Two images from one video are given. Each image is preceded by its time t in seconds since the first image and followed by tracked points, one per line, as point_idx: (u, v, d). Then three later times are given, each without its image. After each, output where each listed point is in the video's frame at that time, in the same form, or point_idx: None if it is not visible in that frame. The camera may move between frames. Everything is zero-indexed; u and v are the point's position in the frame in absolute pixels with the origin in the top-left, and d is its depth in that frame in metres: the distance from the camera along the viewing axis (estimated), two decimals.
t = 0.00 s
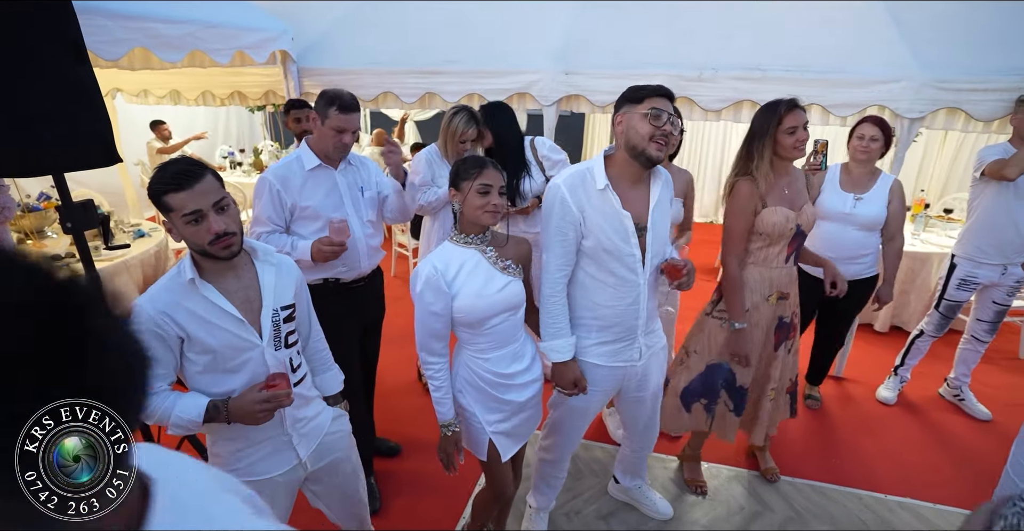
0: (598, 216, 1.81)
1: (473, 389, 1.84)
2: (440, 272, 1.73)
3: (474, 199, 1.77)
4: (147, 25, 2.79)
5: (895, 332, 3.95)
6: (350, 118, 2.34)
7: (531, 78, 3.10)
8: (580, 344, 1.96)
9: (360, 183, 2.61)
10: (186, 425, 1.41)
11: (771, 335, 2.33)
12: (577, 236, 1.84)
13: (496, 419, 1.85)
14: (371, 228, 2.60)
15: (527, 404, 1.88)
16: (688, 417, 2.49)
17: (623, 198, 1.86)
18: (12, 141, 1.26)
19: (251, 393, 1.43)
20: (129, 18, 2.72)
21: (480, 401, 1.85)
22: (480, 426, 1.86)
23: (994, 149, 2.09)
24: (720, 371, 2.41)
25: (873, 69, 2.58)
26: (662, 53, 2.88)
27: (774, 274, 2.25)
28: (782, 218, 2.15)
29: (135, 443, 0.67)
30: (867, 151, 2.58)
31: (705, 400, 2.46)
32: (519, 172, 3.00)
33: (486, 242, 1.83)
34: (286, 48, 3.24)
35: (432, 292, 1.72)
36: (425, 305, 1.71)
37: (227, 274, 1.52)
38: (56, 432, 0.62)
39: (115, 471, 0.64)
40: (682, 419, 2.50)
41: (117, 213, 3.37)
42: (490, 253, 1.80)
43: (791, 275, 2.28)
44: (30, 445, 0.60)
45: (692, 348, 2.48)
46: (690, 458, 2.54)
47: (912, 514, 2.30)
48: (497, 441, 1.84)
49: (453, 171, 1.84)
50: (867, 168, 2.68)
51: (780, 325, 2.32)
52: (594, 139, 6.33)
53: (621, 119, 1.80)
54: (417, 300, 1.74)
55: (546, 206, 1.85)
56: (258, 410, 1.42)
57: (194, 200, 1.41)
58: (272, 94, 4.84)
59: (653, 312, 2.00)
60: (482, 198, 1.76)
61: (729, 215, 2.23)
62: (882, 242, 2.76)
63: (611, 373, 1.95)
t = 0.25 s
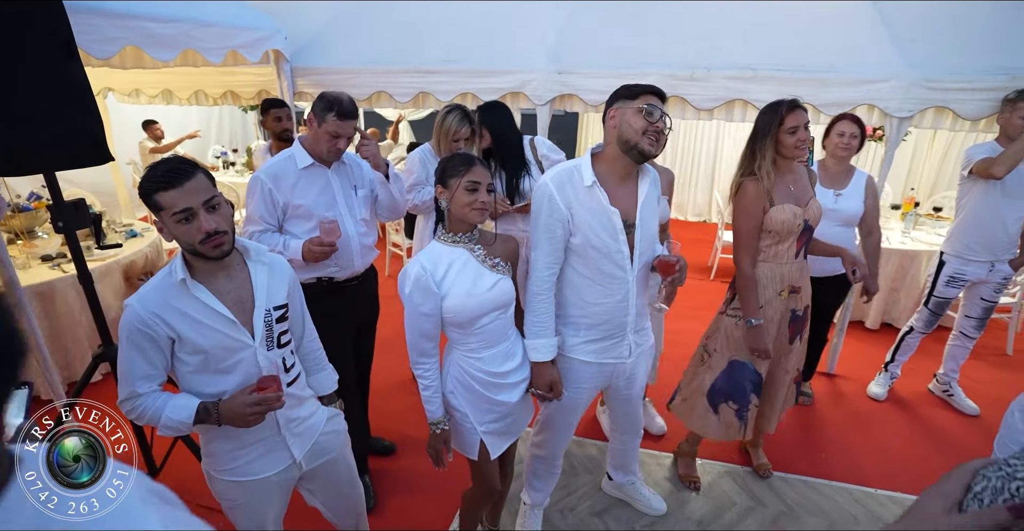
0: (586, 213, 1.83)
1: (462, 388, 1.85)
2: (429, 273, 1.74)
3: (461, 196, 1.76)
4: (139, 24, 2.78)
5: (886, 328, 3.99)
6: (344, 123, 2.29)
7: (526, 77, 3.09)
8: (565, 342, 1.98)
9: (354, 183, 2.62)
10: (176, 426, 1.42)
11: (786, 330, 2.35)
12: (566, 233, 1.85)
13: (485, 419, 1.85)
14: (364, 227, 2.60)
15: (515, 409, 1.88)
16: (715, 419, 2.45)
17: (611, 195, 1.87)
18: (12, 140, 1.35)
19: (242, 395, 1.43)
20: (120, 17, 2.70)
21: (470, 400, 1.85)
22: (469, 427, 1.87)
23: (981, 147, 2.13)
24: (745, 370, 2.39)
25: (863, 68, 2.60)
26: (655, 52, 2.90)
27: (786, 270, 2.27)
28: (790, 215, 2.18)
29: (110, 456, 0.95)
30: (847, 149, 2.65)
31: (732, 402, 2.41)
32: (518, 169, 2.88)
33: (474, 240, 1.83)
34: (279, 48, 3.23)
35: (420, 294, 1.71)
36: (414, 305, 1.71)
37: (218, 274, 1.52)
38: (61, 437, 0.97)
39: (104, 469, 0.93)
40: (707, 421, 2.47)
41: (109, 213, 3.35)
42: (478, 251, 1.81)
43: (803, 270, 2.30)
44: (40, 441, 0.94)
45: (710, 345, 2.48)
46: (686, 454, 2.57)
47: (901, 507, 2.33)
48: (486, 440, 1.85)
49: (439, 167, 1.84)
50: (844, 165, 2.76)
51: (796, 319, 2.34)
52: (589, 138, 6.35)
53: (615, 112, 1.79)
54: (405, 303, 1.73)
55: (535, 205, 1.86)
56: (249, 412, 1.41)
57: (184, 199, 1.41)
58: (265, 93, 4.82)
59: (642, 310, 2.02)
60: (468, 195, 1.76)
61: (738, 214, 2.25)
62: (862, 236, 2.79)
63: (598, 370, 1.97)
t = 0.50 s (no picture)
0: (574, 212, 1.84)
1: (448, 388, 1.83)
2: (427, 272, 1.74)
3: (448, 199, 1.78)
4: (126, 23, 2.75)
5: (874, 325, 4.03)
6: (334, 117, 2.31)
7: (514, 77, 3.05)
8: (553, 341, 1.99)
9: (345, 182, 2.62)
10: (163, 430, 1.42)
11: (778, 324, 2.38)
12: (554, 232, 1.86)
13: (468, 421, 1.86)
14: (355, 226, 2.60)
15: (497, 411, 1.89)
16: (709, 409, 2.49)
17: (599, 194, 1.88)
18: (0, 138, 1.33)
19: (228, 400, 1.42)
20: (106, 16, 2.68)
21: (455, 402, 1.84)
22: (450, 426, 1.86)
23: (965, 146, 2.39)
24: (736, 363, 2.41)
25: (850, 67, 2.63)
26: (645, 53, 2.91)
27: (775, 265, 2.30)
28: (776, 211, 2.21)
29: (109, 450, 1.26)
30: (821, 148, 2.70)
31: (724, 391, 2.46)
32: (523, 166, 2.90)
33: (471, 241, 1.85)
34: (268, 48, 3.22)
35: (416, 291, 1.71)
36: (408, 305, 1.72)
37: (211, 277, 1.52)
38: (62, 437, 1.20)
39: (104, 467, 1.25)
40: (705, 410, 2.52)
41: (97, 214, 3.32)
42: (475, 251, 1.83)
43: (797, 265, 2.32)
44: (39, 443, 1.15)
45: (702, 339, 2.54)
46: (685, 447, 2.58)
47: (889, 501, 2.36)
48: (464, 443, 1.87)
49: (423, 174, 1.85)
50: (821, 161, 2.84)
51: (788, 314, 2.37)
52: (580, 138, 6.36)
53: (601, 113, 1.80)
54: (400, 300, 1.73)
55: (523, 203, 1.87)
56: (234, 418, 1.41)
57: (177, 201, 1.41)
58: (255, 93, 4.80)
59: (630, 309, 2.04)
60: (455, 198, 1.77)
61: (727, 210, 2.30)
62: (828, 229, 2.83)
63: (587, 369, 1.98)
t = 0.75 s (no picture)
0: (565, 218, 1.85)
1: (443, 395, 1.82)
2: (434, 275, 1.73)
3: (445, 211, 1.80)
4: (113, 25, 2.73)
5: (863, 323, 4.08)
6: (321, 114, 2.30)
7: (506, 78, 3.05)
8: (548, 344, 1.98)
9: (337, 184, 2.61)
10: (152, 438, 1.39)
11: (760, 326, 2.40)
12: (546, 238, 1.87)
13: (463, 424, 1.85)
14: (348, 228, 2.59)
15: (489, 415, 1.89)
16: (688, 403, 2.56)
17: (589, 200, 1.89)
18: None
19: (220, 407, 1.42)
20: (93, 18, 2.66)
21: (451, 408, 1.83)
22: (446, 432, 1.85)
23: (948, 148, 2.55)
24: (715, 361, 2.46)
25: (837, 68, 2.65)
26: (636, 54, 2.92)
27: (758, 267, 2.33)
28: (760, 213, 2.24)
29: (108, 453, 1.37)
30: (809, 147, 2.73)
31: (704, 388, 2.51)
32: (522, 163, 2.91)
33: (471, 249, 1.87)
34: (259, 49, 3.19)
35: (424, 295, 1.71)
36: (417, 307, 1.70)
37: (201, 283, 1.51)
38: (63, 438, 1.30)
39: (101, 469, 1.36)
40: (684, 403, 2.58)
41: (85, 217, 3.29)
42: (474, 257, 1.84)
43: (782, 269, 2.33)
44: (36, 444, 1.24)
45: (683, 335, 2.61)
46: (676, 447, 2.59)
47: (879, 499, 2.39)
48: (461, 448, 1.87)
49: (420, 184, 1.86)
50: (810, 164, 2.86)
51: (771, 317, 2.39)
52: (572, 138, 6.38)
53: (593, 119, 1.81)
54: (407, 303, 1.71)
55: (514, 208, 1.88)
56: (226, 425, 1.41)
57: (169, 208, 1.40)
58: (245, 94, 4.77)
59: (623, 312, 2.05)
60: (451, 209, 1.78)
61: (714, 208, 2.35)
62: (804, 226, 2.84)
63: (579, 373, 1.98)
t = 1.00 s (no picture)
0: (562, 216, 1.84)
1: (451, 396, 1.81)
2: (446, 268, 1.73)
3: (450, 206, 1.78)
4: (106, 24, 2.72)
5: (859, 322, 4.09)
6: (308, 110, 2.31)
7: (502, 78, 3.06)
8: (546, 342, 1.98)
9: (331, 184, 2.60)
10: (148, 444, 1.38)
11: (740, 326, 2.42)
12: (544, 236, 1.87)
13: (469, 422, 1.86)
14: (343, 229, 2.59)
15: (494, 410, 1.91)
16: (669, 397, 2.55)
17: (587, 197, 1.89)
18: None
19: (217, 410, 1.42)
20: (86, 17, 2.65)
21: (459, 406, 1.83)
22: (455, 432, 1.85)
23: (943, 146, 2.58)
24: (695, 357, 2.46)
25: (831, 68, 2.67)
26: (632, 54, 2.92)
27: (741, 266, 2.35)
28: (746, 211, 2.26)
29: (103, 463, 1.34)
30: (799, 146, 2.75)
31: (685, 383, 2.49)
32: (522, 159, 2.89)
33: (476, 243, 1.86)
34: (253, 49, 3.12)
35: (437, 289, 1.70)
36: (429, 300, 1.69)
37: (194, 287, 1.50)
38: (61, 438, 1.34)
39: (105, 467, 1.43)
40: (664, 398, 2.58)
41: (78, 218, 3.27)
42: (481, 253, 1.85)
43: (766, 270, 2.33)
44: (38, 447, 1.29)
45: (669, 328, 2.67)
46: (665, 449, 2.62)
47: (875, 497, 2.40)
48: (469, 448, 1.86)
49: (428, 171, 1.83)
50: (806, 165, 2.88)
51: (751, 318, 2.40)
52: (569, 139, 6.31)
53: (587, 117, 1.81)
54: (420, 296, 1.69)
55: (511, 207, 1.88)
56: (223, 427, 1.40)
57: (163, 210, 1.39)
58: (239, 94, 4.76)
59: (622, 310, 2.04)
60: (456, 202, 1.77)
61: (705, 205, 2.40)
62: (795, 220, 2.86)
63: (578, 371, 1.98)
